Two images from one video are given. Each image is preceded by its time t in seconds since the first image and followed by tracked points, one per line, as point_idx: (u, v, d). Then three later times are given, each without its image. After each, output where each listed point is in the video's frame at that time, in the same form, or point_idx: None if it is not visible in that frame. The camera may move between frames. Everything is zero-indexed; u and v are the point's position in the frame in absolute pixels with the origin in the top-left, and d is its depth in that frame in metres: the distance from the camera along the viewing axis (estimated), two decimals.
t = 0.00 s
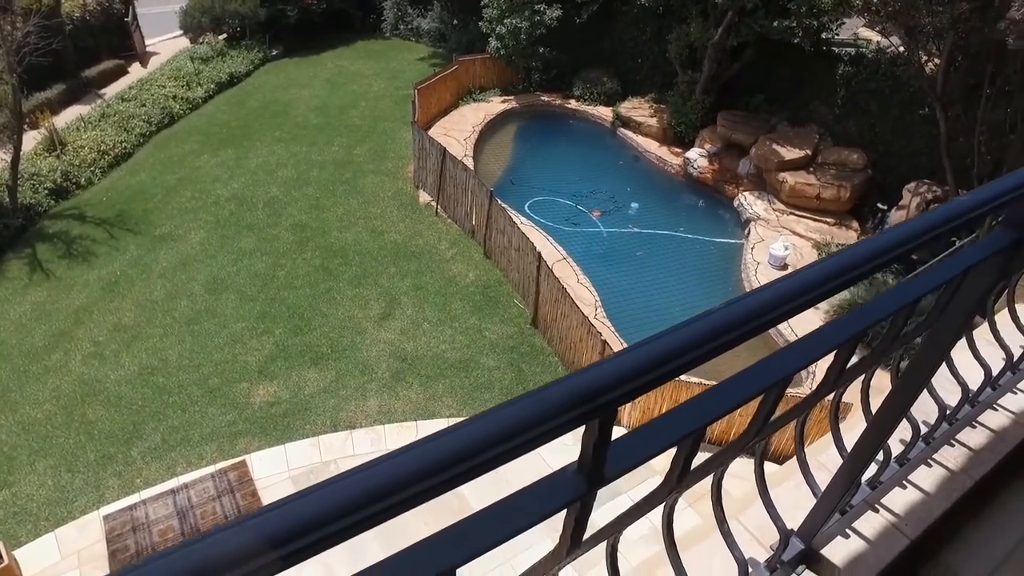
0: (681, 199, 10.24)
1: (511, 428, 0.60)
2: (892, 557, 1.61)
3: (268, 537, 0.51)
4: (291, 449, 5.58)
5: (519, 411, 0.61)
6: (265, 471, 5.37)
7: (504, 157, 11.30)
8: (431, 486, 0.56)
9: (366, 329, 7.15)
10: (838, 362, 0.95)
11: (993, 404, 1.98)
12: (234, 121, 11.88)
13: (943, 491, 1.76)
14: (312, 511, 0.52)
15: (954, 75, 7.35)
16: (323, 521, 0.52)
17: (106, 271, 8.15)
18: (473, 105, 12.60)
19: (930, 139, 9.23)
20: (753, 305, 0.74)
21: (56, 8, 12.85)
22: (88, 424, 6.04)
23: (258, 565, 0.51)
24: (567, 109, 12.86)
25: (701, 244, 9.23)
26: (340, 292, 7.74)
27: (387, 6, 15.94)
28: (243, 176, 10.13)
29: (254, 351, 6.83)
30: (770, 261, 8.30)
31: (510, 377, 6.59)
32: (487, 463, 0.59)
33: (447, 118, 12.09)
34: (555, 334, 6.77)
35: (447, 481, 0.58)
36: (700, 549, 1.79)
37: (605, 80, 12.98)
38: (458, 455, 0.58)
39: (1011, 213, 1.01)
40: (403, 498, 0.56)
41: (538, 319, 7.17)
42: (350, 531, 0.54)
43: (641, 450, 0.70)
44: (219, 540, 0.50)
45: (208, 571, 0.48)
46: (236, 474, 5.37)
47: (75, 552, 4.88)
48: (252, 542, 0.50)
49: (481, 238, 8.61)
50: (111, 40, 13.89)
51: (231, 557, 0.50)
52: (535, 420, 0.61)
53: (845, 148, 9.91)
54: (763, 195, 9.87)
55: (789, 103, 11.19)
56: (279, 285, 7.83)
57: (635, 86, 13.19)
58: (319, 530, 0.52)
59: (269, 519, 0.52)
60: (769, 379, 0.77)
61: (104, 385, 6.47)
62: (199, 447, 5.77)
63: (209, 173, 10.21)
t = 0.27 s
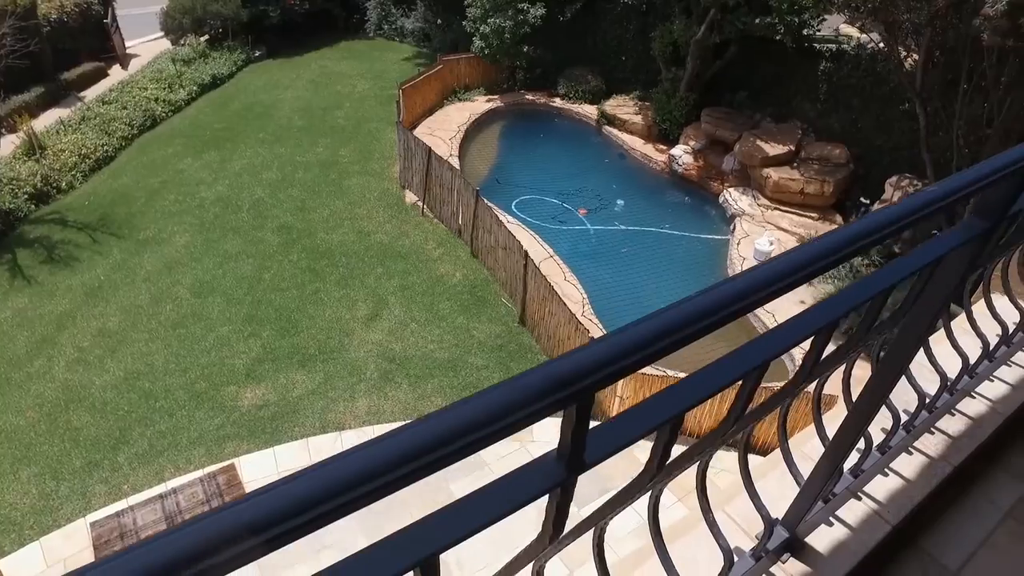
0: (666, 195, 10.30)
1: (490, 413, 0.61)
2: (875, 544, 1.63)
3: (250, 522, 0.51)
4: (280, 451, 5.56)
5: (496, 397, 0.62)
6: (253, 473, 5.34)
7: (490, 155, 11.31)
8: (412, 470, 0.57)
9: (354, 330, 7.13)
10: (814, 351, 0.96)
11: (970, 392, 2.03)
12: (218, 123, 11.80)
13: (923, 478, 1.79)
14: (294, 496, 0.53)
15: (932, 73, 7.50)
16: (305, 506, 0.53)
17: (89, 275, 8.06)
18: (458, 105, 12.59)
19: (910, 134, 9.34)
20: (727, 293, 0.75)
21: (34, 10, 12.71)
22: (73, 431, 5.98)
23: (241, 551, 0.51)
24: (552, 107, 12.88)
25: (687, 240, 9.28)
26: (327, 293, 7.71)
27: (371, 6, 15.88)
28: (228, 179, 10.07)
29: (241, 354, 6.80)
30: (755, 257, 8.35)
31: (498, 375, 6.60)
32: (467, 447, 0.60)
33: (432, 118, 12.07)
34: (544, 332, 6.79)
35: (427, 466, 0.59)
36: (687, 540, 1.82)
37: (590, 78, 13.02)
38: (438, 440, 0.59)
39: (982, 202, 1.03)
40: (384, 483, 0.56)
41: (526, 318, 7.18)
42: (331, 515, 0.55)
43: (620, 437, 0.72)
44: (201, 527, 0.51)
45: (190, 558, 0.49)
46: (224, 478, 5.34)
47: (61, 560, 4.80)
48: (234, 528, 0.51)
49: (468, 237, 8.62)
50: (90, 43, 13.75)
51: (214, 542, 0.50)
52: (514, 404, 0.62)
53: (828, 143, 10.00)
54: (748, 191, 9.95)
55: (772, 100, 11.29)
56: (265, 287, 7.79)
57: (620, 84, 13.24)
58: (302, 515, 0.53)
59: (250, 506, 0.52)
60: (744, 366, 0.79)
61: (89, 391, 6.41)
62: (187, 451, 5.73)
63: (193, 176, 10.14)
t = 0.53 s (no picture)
0: (653, 192, 10.34)
1: (466, 401, 0.62)
2: (858, 531, 1.65)
3: (232, 509, 0.53)
4: (269, 453, 5.55)
5: (472, 385, 0.63)
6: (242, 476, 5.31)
7: (476, 155, 11.32)
8: (390, 457, 0.59)
9: (342, 331, 7.11)
10: (790, 341, 0.98)
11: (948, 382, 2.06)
12: (202, 125, 11.72)
13: (904, 466, 1.83)
14: (275, 482, 0.55)
15: (912, 67, 7.53)
16: (286, 492, 0.55)
17: (73, 280, 7.99)
18: (444, 104, 12.58)
19: (892, 129, 9.44)
20: (700, 282, 0.77)
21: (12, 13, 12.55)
22: (58, 437, 5.93)
23: (223, 538, 0.53)
24: (538, 106, 12.90)
25: (674, 236, 9.32)
26: (314, 295, 7.69)
27: (355, 6, 15.82)
28: (213, 181, 10.00)
29: (229, 356, 6.76)
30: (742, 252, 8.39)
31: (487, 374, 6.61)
32: (445, 433, 0.61)
33: (418, 117, 12.05)
34: (532, 330, 6.80)
35: (405, 453, 0.60)
36: (673, 531, 1.84)
37: (575, 77, 13.05)
38: (416, 427, 0.60)
39: (951, 193, 1.06)
40: (365, 468, 0.58)
41: (514, 317, 7.20)
42: (312, 501, 0.56)
43: (597, 425, 0.73)
44: (182, 516, 0.52)
45: (172, 545, 0.50)
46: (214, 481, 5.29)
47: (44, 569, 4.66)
48: (217, 514, 0.52)
49: (455, 237, 8.63)
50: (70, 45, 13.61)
51: (196, 530, 0.51)
52: (489, 392, 0.63)
53: (812, 139, 10.07)
54: (733, 187, 10.01)
55: (756, 96, 11.37)
56: (252, 290, 7.75)
57: (605, 82, 13.28)
58: (285, 499, 0.55)
59: (233, 493, 0.54)
60: (719, 355, 0.81)
61: (74, 397, 6.35)
62: (176, 455, 5.70)
63: (177, 178, 10.06)
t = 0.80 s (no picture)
0: (637, 190, 10.40)
1: (441, 393, 0.63)
2: (838, 521, 1.68)
3: (207, 503, 0.53)
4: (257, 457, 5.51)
5: (447, 379, 0.65)
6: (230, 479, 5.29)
7: (461, 155, 11.32)
8: (366, 449, 0.60)
9: (329, 334, 7.09)
10: (764, 333, 1.00)
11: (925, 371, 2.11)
12: (183, 128, 11.63)
13: (883, 455, 1.86)
14: (252, 475, 0.56)
15: (890, 62, 7.62)
16: (263, 484, 0.56)
17: (54, 286, 7.90)
18: (428, 105, 12.57)
19: (872, 125, 9.55)
20: (673, 275, 0.79)
21: None
22: (42, 446, 5.86)
23: (199, 531, 0.53)
24: (522, 105, 12.92)
25: (659, 233, 9.37)
26: (300, 297, 7.65)
27: (337, 6, 15.75)
28: (196, 184, 9.92)
29: (215, 360, 6.72)
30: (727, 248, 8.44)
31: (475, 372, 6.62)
32: (420, 424, 0.63)
33: (402, 117, 12.03)
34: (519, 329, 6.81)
35: (380, 445, 0.61)
36: (658, 525, 1.86)
37: (559, 75, 13.08)
38: (392, 420, 0.61)
39: (920, 186, 1.09)
40: (341, 460, 0.59)
41: (501, 316, 7.22)
42: (288, 494, 0.57)
43: (572, 417, 0.74)
44: (157, 510, 0.52)
45: (149, 539, 0.51)
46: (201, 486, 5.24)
47: None
48: (196, 508, 0.53)
49: (441, 237, 8.63)
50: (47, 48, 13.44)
51: (172, 523, 0.52)
52: (464, 384, 0.64)
53: (794, 135, 10.16)
54: (717, 183, 10.08)
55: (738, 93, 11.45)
56: (237, 293, 7.70)
57: (589, 81, 13.31)
58: (263, 492, 0.56)
59: (213, 487, 0.55)
60: (691, 347, 0.82)
61: (58, 405, 6.28)
62: (163, 461, 5.65)
63: (160, 182, 9.98)
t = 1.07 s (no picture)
0: (621, 188, 10.44)
1: (412, 389, 0.64)
2: (817, 512, 1.69)
3: (181, 499, 0.54)
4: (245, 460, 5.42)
5: (413, 377, 0.65)
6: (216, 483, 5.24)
7: (445, 155, 11.31)
8: (339, 444, 0.61)
9: (314, 336, 7.06)
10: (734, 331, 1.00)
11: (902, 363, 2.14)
12: (164, 132, 11.52)
13: (860, 447, 1.88)
14: (223, 474, 0.56)
15: (868, 58, 7.71)
16: (235, 480, 0.56)
17: (34, 293, 7.80)
18: (411, 105, 12.53)
19: (852, 120, 9.65)
20: (645, 268, 0.79)
21: None
22: (23, 455, 5.78)
23: (172, 528, 0.54)
24: (505, 105, 12.92)
25: (643, 231, 9.42)
26: (285, 300, 7.61)
27: (319, 7, 15.67)
28: (178, 188, 9.84)
29: (200, 365, 6.67)
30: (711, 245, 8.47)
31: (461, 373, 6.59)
32: (394, 418, 0.64)
33: (385, 118, 11.99)
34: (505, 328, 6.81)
35: (351, 440, 0.62)
36: (640, 520, 1.87)
37: (541, 74, 13.10)
38: (364, 415, 0.62)
39: (886, 178, 1.09)
40: (307, 459, 0.60)
41: (488, 316, 7.23)
42: (255, 492, 0.58)
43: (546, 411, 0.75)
44: (131, 508, 0.53)
45: (123, 535, 0.52)
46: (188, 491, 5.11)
47: None
48: (162, 508, 0.53)
49: (426, 237, 8.63)
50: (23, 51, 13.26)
51: (147, 521, 0.53)
52: (437, 378, 0.65)
53: (776, 131, 10.23)
54: (700, 180, 10.14)
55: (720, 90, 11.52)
56: (221, 297, 7.64)
57: (572, 79, 13.33)
58: (230, 490, 0.56)
59: (181, 486, 0.55)
60: (663, 341, 0.83)
61: (39, 413, 6.21)
62: (148, 468, 5.60)
63: (141, 186, 9.88)
